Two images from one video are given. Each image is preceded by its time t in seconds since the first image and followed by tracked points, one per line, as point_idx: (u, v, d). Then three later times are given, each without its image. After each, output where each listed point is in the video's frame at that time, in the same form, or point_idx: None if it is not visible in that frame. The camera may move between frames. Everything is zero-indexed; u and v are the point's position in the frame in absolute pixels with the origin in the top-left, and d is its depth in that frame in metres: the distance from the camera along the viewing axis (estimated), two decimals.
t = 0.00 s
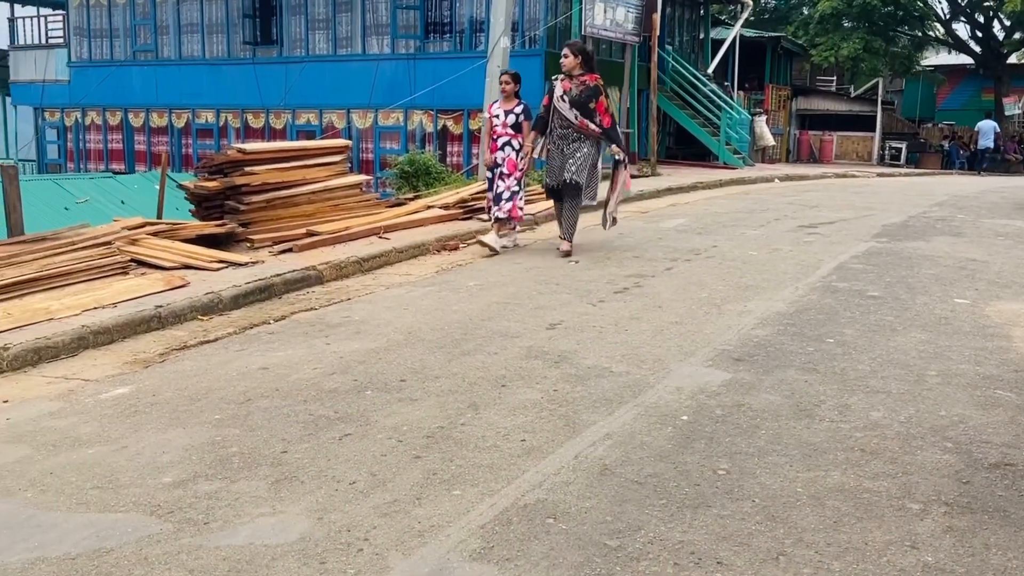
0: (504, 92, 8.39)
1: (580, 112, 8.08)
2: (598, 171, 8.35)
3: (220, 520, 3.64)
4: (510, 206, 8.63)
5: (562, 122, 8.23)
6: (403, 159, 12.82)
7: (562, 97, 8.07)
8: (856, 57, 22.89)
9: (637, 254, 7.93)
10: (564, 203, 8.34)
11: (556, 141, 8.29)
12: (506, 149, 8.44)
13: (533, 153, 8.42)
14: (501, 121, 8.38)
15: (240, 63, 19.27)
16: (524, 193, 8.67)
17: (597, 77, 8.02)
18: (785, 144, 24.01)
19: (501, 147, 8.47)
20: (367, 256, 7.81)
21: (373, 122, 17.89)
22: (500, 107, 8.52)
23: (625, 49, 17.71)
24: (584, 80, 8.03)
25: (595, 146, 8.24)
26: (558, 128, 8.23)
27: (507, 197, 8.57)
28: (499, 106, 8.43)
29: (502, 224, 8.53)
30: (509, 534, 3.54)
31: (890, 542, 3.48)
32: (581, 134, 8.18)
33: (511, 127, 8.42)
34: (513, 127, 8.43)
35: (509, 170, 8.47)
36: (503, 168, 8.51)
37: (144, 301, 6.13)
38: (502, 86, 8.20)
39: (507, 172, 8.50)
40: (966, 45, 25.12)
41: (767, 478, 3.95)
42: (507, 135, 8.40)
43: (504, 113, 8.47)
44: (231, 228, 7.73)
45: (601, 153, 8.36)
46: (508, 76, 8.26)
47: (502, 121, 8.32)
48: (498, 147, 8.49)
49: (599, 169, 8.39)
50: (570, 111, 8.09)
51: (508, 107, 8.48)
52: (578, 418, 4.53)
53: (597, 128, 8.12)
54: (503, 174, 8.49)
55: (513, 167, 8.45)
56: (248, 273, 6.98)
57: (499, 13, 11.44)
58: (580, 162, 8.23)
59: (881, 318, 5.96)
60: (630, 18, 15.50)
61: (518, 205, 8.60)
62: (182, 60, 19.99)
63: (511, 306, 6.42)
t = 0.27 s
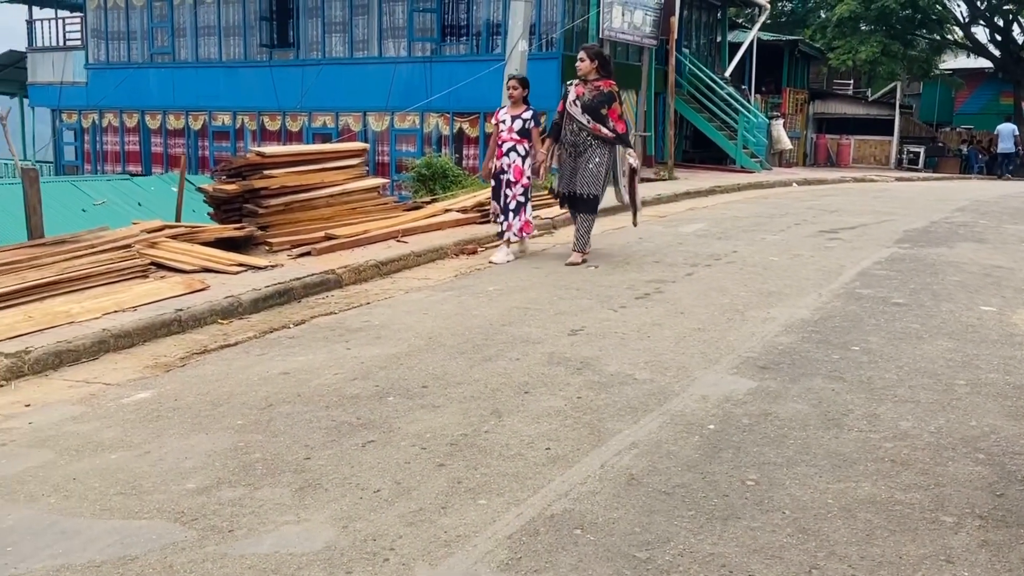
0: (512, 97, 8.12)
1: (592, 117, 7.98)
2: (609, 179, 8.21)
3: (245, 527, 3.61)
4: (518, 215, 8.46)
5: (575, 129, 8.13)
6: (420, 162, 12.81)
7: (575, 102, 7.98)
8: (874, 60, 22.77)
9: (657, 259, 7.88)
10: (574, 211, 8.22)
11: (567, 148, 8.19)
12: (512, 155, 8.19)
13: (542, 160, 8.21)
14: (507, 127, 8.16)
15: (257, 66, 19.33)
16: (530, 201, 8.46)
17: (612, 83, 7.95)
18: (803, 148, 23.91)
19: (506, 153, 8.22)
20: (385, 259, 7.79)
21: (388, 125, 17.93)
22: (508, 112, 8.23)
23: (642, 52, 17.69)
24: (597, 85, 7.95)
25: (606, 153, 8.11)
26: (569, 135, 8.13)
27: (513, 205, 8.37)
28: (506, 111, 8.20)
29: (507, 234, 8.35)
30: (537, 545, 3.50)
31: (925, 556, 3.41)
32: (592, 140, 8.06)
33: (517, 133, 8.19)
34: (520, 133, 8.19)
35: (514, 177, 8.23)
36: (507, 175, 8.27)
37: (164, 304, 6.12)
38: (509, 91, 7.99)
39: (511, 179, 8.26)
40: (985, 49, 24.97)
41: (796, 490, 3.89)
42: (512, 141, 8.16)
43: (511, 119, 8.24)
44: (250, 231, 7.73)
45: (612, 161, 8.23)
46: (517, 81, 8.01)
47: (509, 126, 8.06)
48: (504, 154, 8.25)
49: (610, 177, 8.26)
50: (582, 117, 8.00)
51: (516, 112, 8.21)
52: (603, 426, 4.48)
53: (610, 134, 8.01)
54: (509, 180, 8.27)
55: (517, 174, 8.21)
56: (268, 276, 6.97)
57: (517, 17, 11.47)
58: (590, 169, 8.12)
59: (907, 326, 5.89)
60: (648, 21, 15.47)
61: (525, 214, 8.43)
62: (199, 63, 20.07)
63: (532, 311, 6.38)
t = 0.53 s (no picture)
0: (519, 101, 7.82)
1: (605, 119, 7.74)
2: (625, 181, 7.98)
3: (271, 535, 3.59)
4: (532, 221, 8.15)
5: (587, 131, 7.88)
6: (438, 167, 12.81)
7: (587, 105, 7.75)
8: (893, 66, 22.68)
9: (678, 266, 7.85)
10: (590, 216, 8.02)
11: (581, 152, 7.92)
12: (524, 161, 7.88)
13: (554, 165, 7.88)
14: (517, 132, 7.83)
15: (275, 70, 19.41)
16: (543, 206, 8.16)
17: (625, 83, 7.65)
18: (820, 154, 23.82)
19: (517, 158, 7.88)
20: (405, 265, 7.77)
21: (406, 130, 17.99)
22: (514, 117, 7.93)
23: (660, 58, 17.70)
24: (610, 86, 7.68)
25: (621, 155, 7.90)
26: (582, 139, 7.89)
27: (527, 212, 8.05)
28: (514, 116, 7.87)
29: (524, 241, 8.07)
30: (565, 556, 3.46)
31: (960, 570, 3.36)
32: (606, 143, 7.83)
33: (528, 138, 7.86)
34: (531, 138, 7.87)
35: (529, 184, 7.92)
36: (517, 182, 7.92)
37: (186, 308, 6.11)
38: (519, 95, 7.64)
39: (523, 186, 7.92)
40: (1004, 54, 24.83)
41: (826, 502, 3.85)
42: (524, 146, 7.84)
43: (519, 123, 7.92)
44: (270, 236, 7.73)
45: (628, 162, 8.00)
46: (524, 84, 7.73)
47: (523, 131, 7.73)
48: (515, 159, 7.92)
49: (627, 178, 8.02)
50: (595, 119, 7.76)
51: (523, 116, 7.91)
52: (629, 435, 4.45)
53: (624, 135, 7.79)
54: (523, 187, 7.93)
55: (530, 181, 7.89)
56: (288, 281, 6.97)
57: (537, 22, 11.57)
58: (606, 172, 7.88)
59: (933, 335, 5.84)
60: (666, 27, 15.95)
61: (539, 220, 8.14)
62: (218, 67, 20.17)
63: (554, 318, 6.36)
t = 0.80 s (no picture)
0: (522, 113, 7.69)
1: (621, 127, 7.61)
2: (640, 190, 7.91)
3: (296, 543, 3.58)
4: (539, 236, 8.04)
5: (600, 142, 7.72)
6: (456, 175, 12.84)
7: (601, 115, 7.59)
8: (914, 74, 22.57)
9: (699, 275, 7.84)
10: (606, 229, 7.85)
11: (596, 164, 7.75)
12: (525, 175, 7.73)
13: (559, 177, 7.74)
14: (519, 146, 7.69)
15: (294, 77, 19.54)
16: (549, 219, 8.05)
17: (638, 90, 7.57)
18: (840, 162, 23.71)
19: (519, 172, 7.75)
20: (425, 272, 7.77)
21: (424, 137, 18.07)
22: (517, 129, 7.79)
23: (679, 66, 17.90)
24: (622, 94, 7.58)
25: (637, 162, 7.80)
26: (597, 150, 7.71)
27: (531, 226, 7.95)
28: (514, 129, 7.75)
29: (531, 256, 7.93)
30: (591, 567, 3.43)
31: None
32: (624, 152, 7.70)
33: (530, 150, 7.72)
34: (533, 151, 7.73)
35: (532, 199, 7.80)
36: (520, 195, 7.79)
37: (208, 314, 6.12)
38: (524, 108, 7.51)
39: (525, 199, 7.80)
40: None
41: (854, 514, 3.80)
42: (526, 159, 7.70)
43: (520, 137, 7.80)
44: (291, 242, 7.77)
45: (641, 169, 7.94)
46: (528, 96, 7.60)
47: (524, 144, 7.59)
48: (516, 173, 7.78)
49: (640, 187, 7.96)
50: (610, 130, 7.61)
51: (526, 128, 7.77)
52: (653, 445, 4.42)
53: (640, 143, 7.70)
54: (525, 203, 7.82)
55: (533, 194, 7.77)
56: (309, 288, 6.97)
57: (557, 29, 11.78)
58: (624, 183, 7.76)
59: (959, 346, 5.78)
60: (687, 34, 16.27)
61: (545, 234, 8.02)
62: (237, 74, 20.30)
63: (575, 326, 6.35)
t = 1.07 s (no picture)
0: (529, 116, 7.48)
1: (633, 133, 7.39)
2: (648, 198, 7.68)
3: (317, 551, 3.56)
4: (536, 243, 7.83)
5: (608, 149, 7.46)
6: (477, 183, 12.89)
7: (611, 121, 7.34)
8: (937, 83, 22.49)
9: (720, 284, 7.82)
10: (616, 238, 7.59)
11: (605, 172, 7.45)
12: (531, 179, 7.57)
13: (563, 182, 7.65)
14: (526, 149, 7.54)
15: (315, 85, 19.62)
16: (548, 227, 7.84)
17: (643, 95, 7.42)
18: (862, 171, 23.58)
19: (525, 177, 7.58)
20: (445, 279, 7.77)
21: (443, 144, 18.09)
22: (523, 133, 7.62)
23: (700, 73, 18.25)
24: (630, 100, 7.38)
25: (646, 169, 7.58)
26: (607, 157, 7.42)
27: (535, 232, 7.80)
28: (523, 132, 7.58)
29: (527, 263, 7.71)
30: None
31: None
32: (634, 160, 7.46)
33: (537, 154, 7.56)
34: (539, 155, 7.57)
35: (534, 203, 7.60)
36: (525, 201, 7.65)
37: (229, 321, 6.13)
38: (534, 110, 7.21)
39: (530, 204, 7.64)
40: None
41: (881, 528, 3.75)
42: (532, 163, 7.53)
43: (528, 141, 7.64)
44: (311, 250, 7.78)
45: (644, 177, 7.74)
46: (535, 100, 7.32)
47: (532, 148, 7.43)
48: (522, 177, 7.63)
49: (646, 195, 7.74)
50: (621, 136, 7.36)
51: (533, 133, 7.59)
52: (676, 456, 4.39)
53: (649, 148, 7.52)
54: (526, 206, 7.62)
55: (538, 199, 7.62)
56: (330, 295, 6.98)
57: (578, 37, 12.12)
58: (636, 191, 7.52)
59: (986, 358, 5.71)
60: (708, 42, 16.23)
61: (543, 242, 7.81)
62: (258, 81, 20.31)
63: (596, 335, 6.34)
